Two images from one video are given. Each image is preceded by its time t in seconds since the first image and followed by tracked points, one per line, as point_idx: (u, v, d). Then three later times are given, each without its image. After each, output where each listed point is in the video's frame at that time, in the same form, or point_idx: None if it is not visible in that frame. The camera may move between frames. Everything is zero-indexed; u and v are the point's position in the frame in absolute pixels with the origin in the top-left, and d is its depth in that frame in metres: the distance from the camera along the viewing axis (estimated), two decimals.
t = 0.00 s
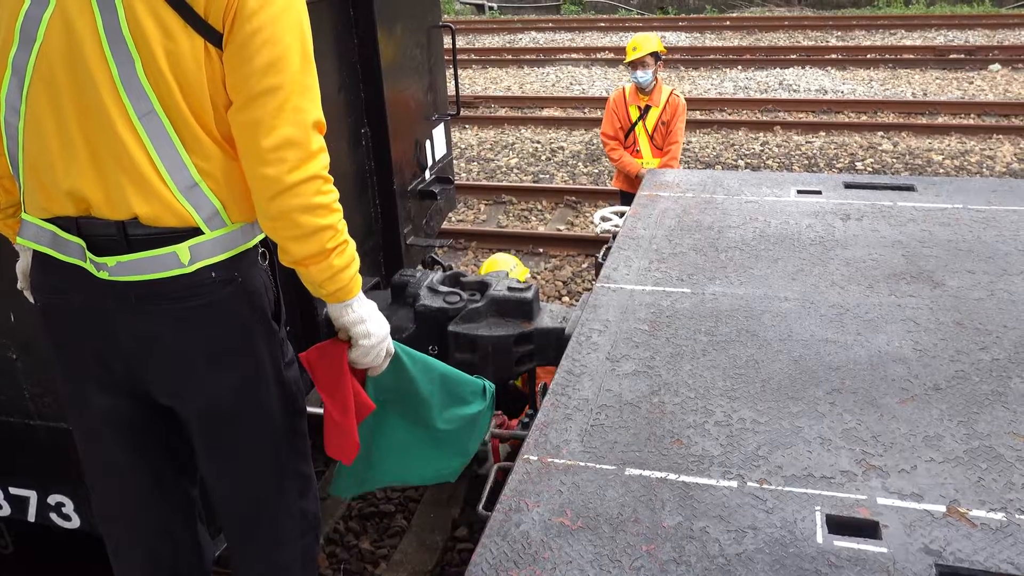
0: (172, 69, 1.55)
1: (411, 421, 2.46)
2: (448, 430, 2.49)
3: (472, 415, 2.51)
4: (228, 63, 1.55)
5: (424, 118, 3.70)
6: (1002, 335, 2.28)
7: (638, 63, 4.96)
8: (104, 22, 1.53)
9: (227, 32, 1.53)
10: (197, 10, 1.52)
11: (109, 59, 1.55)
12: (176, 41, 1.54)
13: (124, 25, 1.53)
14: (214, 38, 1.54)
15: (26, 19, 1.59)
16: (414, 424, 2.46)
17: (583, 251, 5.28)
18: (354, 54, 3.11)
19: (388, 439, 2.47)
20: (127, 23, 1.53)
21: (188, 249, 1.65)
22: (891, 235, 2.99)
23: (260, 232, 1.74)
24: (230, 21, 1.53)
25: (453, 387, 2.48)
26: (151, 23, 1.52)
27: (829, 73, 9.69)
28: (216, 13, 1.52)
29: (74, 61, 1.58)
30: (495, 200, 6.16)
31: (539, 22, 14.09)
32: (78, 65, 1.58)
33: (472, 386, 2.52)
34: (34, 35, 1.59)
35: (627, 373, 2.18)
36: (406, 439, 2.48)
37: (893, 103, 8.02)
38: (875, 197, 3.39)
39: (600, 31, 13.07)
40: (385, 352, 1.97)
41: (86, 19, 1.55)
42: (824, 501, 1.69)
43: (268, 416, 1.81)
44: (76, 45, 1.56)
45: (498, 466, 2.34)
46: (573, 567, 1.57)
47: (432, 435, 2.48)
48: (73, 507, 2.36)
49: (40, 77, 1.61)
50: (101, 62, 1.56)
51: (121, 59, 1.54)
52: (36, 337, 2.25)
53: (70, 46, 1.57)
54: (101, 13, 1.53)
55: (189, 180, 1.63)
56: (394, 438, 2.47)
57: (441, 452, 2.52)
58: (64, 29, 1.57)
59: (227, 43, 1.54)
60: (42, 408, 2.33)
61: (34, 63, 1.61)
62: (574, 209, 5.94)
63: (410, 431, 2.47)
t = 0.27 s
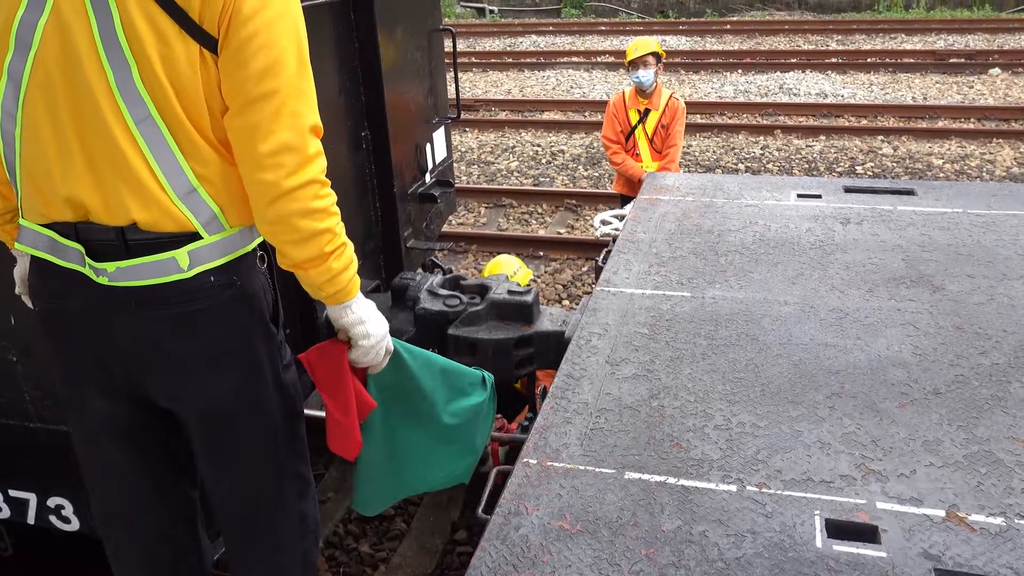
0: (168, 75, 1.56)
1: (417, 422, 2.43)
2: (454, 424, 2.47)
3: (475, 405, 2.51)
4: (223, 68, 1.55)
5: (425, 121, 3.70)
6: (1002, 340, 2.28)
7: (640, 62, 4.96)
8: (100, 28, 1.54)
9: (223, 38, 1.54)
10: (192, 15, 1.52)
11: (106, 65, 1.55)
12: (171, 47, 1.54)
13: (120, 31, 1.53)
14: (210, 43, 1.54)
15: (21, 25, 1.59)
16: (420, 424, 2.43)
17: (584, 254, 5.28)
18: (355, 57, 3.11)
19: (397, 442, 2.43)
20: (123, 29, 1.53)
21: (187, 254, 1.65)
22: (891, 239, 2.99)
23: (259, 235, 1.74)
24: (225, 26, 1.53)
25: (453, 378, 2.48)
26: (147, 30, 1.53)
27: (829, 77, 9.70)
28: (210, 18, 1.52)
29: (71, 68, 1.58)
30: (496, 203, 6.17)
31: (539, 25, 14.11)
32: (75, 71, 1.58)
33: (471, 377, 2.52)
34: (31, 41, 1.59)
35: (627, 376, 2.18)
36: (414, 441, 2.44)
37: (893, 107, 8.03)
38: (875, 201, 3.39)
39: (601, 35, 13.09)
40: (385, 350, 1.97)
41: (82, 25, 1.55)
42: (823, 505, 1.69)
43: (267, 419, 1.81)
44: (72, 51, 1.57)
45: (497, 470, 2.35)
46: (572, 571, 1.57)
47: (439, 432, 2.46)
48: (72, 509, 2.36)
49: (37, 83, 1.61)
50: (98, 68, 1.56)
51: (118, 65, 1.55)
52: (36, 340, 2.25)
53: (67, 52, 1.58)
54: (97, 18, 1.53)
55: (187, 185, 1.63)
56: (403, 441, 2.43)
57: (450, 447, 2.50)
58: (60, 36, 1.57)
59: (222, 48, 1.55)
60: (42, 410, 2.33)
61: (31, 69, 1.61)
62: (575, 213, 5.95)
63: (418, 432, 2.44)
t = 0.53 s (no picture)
0: (167, 81, 1.56)
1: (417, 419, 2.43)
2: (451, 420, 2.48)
3: (473, 402, 2.51)
4: (221, 74, 1.56)
5: (426, 126, 3.71)
6: (1002, 345, 2.28)
7: (641, 66, 4.97)
8: (98, 34, 1.54)
9: (219, 44, 1.54)
10: (190, 21, 1.52)
11: (104, 71, 1.55)
12: (169, 53, 1.54)
13: (118, 38, 1.53)
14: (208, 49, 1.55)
15: (18, 31, 1.59)
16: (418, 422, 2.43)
17: (583, 258, 5.29)
18: (356, 61, 3.12)
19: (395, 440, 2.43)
20: (120, 36, 1.53)
21: (186, 259, 1.65)
22: (891, 245, 2.99)
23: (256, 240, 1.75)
24: (223, 33, 1.53)
25: (451, 376, 2.48)
26: (144, 36, 1.53)
27: (829, 82, 9.71)
28: (208, 25, 1.52)
29: (69, 74, 1.58)
30: (496, 207, 6.17)
31: (539, 29, 14.13)
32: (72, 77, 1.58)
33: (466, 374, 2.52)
34: (29, 47, 1.59)
35: (626, 381, 2.18)
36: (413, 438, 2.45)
37: (894, 113, 8.04)
38: (875, 206, 3.40)
39: (602, 39, 13.12)
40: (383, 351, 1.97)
41: (80, 31, 1.55)
42: (823, 510, 1.69)
43: (266, 423, 1.81)
44: (71, 57, 1.57)
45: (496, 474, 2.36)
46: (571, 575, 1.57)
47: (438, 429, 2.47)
48: (72, 512, 2.36)
49: (34, 89, 1.62)
50: (97, 74, 1.56)
51: (116, 71, 1.55)
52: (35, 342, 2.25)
53: (65, 58, 1.58)
54: (95, 25, 1.53)
55: (185, 191, 1.63)
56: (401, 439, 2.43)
57: (449, 444, 2.51)
58: (59, 42, 1.57)
59: (219, 54, 1.55)
60: (42, 412, 2.33)
61: (29, 75, 1.61)
62: (575, 217, 5.95)
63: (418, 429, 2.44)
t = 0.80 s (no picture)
0: (170, 86, 1.57)
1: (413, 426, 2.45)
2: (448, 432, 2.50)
3: (472, 414, 2.53)
4: (224, 81, 1.56)
5: (427, 131, 3.71)
6: (1003, 351, 2.29)
7: (641, 75, 4.99)
8: (101, 40, 1.54)
9: (224, 51, 1.55)
10: (194, 26, 1.52)
11: (107, 76, 1.56)
12: (173, 59, 1.55)
13: (122, 43, 1.54)
14: (211, 54, 1.55)
15: (22, 35, 1.58)
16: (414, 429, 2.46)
17: (585, 263, 5.29)
18: (358, 67, 3.12)
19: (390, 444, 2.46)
20: (125, 41, 1.54)
21: (188, 264, 1.66)
22: (893, 250, 3.00)
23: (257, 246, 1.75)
24: (226, 39, 1.54)
25: (452, 389, 2.49)
26: (148, 41, 1.53)
27: (831, 87, 9.72)
28: (212, 31, 1.53)
29: (72, 78, 1.59)
30: (497, 212, 6.18)
31: (541, 34, 14.16)
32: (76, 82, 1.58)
33: (467, 387, 2.52)
34: (31, 52, 1.59)
35: (628, 385, 2.18)
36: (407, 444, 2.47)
37: (895, 118, 8.05)
38: (877, 212, 3.40)
39: (603, 44, 13.15)
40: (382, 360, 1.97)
41: (83, 36, 1.55)
42: (824, 515, 1.69)
43: (267, 427, 1.82)
44: (74, 62, 1.57)
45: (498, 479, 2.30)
46: None
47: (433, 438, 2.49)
48: (72, 516, 2.36)
49: (37, 93, 1.62)
50: (100, 79, 1.57)
51: (119, 77, 1.55)
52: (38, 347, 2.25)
53: (69, 63, 1.58)
54: (99, 30, 1.54)
55: (187, 196, 1.64)
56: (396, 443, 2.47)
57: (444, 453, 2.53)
58: (62, 47, 1.57)
59: (223, 61, 1.55)
60: (43, 416, 2.34)
61: (32, 80, 1.61)
62: (576, 222, 5.96)
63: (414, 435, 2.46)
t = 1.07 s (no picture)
0: (174, 88, 1.57)
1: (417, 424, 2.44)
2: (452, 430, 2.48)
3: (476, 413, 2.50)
4: (229, 82, 1.56)
5: (429, 134, 3.72)
6: (1006, 354, 2.28)
7: (642, 79, 5.01)
8: (106, 41, 1.54)
9: (228, 52, 1.55)
10: (198, 28, 1.52)
11: (111, 77, 1.56)
12: (177, 61, 1.55)
13: (126, 45, 1.54)
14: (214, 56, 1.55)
15: (27, 37, 1.59)
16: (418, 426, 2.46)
17: (586, 267, 5.29)
18: (360, 70, 3.13)
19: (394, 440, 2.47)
20: (129, 42, 1.54)
21: (189, 265, 1.66)
22: (895, 253, 2.99)
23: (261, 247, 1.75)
24: (231, 41, 1.54)
25: (456, 387, 2.47)
26: (153, 43, 1.53)
27: (832, 91, 9.72)
28: (217, 32, 1.53)
29: (76, 79, 1.59)
30: (499, 215, 6.18)
31: (542, 38, 14.17)
32: (81, 83, 1.59)
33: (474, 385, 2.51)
34: (36, 52, 1.60)
35: (630, 388, 2.18)
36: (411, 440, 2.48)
37: (897, 122, 8.05)
38: (878, 215, 3.40)
39: (605, 48, 13.16)
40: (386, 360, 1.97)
41: (88, 37, 1.56)
42: (827, 519, 1.69)
43: (269, 429, 1.81)
44: (78, 63, 1.57)
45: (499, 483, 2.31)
46: None
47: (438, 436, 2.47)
48: (73, 519, 2.35)
49: (42, 94, 1.62)
50: (104, 80, 1.57)
51: (123, 78, 1.55)
52: (40, 349, 2.26)
53: (74, 65, 1.59)
54: (104, 31, 1.54)
55: (190, 197, 1.64)
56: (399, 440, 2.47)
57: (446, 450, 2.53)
58: (66, 48, 1.58)
59: (227, 62, 1.56)
60: (46, 419, 2.34)
61: (37, 81, 1.61)
62: (578, 225, 5.96)
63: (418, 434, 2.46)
